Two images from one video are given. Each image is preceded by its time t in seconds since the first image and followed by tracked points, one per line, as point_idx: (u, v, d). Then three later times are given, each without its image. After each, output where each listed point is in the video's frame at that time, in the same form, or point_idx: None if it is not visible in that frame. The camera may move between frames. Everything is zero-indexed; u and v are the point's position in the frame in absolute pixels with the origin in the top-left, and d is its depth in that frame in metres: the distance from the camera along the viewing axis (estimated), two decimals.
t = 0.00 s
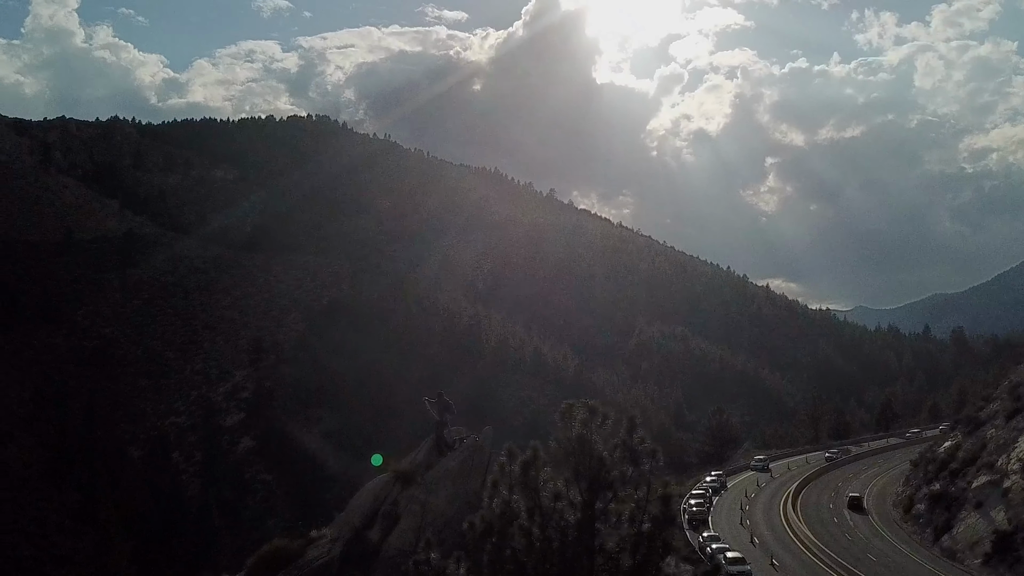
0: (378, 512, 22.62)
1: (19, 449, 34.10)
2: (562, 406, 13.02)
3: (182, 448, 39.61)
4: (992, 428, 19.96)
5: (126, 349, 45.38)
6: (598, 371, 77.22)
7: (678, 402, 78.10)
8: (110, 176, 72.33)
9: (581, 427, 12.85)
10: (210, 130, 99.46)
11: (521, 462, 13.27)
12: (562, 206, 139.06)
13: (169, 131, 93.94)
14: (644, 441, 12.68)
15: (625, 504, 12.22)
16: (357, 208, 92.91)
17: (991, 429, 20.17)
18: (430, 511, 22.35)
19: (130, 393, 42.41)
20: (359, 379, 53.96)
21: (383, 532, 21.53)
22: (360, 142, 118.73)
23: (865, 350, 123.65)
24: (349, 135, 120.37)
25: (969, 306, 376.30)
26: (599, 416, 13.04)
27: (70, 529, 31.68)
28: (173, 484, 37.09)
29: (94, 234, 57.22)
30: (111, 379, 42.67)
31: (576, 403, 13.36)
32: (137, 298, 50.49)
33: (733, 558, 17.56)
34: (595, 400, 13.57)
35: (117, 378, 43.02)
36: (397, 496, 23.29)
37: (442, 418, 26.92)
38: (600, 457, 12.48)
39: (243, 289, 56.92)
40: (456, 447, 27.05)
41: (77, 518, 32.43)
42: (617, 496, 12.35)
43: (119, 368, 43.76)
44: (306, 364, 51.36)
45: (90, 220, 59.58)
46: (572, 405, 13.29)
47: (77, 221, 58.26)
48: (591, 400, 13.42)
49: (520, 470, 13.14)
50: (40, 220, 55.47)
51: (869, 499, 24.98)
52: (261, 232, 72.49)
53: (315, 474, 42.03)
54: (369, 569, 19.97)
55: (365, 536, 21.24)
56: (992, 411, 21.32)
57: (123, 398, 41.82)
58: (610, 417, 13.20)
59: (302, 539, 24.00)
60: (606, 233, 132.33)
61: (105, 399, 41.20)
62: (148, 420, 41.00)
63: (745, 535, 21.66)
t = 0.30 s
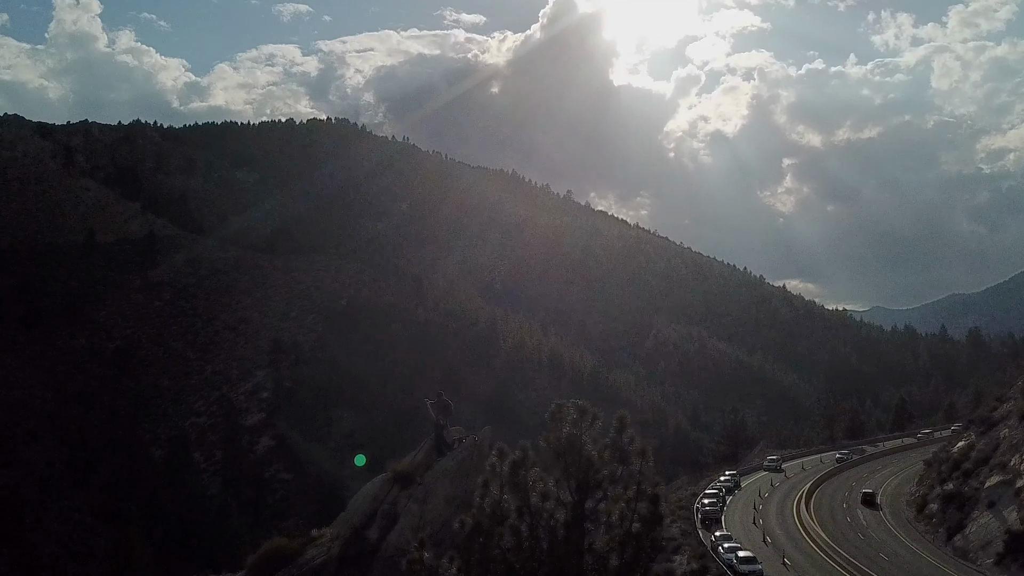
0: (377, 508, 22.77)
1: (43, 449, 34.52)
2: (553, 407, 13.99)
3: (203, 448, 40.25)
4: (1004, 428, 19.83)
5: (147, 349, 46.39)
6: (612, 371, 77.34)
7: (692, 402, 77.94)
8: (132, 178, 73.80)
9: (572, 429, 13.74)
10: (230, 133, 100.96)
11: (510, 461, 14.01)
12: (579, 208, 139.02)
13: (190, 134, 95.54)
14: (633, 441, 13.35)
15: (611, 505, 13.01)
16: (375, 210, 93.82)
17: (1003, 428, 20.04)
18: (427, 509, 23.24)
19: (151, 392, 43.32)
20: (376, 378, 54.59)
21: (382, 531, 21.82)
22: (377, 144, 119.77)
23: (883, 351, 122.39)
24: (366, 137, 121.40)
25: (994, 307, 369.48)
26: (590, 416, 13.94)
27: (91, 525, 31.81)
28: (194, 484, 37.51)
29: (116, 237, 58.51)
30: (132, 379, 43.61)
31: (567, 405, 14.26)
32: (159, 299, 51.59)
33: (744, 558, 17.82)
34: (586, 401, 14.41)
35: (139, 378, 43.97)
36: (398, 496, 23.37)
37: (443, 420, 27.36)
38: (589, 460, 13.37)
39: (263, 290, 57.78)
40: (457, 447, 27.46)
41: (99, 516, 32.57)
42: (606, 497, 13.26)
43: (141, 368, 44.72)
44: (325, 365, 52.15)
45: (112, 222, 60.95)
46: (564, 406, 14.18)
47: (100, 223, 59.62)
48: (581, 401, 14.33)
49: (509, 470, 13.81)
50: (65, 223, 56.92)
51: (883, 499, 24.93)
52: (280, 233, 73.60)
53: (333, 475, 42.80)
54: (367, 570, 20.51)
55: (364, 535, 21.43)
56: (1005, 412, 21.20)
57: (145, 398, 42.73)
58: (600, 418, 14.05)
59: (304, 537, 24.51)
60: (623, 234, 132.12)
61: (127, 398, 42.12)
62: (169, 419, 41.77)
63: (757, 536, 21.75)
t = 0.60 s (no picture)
0: (378, 510, 23.39)
1: (63, 448, 36.00)
2: (548, 407, 15.41)
3: (222, 447, 41.15)
4: (1018, 427, 19.66)
5: (168, 350, 47.44)
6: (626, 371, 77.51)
7: (706, 402, 77.89)
8: (154, 181, 75.40)
9: (566, 428, 15.21)
10: (249, 136, 102.50)
11: (504, 461, 15.26)
12: (595, 208, 139.01)
13: (210, 137, 97.15)
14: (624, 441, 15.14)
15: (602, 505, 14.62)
16: (391, 211, 94.72)
17: (1017, 427, 19.92)
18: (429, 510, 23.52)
19: (172, 394, 44.26)
20: (392, 377, 55.23)
21: (383, 531, 22.23)
22: (394, 145, 120.73)
23: (901, 351, 121.22)
24: (381, 138, 122.28)
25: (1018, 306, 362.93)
26: (583, 418, 15.42)
27: (111, 525, 32.76)
28: (213, 483, 37.93)
29: (137, 240, 59.80)
30: (153, 379, 44.58)
31: (562, 405, 15.75)
32: (179, 299, 52.82)
33: (755, 557, 18.04)
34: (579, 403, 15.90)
35: (160, 379, 44.93)
36: (398, 497, 24.34)
37: (443, 421, 28.24)
38: (582, 461, 14.87)
39: (280, 292, 58.62)
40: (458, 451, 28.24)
41: (120, 516, 33.46)
42: (598, 497, 14.83)
43: (161, 368, 45.75)
44: (344, 365, 52.94)
45: (134, 224, 62.50)
46: (558, 405, 15.72)
47: (121, 227, 60.97)
48: (575, 402, 15.79)
49: (504, 470, 15.08)
50: (89, 226, 58.54)
51: (897, 498, 24.94)
52: (298, 235, 74.76)
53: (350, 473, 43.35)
54: (368, 569, 20.60)
55: (366, 534, 21.73)
56: (1019, 410, 21.06)
57: (164, 398, 43.61)
58: (592, 420, 15.51)
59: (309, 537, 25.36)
60: (639, 235, 131.90)
61: (147, 397, 42.95)
62: (189, 419, 42.69)
63: (772, 535, 21.75)
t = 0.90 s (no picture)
0: (381, 510, 23.93)
1: (88, 446, 37.34)
2: (540, 408, 14.81)
3: (245, 446, 42.09)
4: None
5: (192, 350, 48.35)
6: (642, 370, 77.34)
7: (724, 403, 77.31)
8: (178, 183, 76.77)
9: (558, 429, 14.27)
10: (270, 139, 104.00)
11: (496, 459, 14.44)
12: (612, 209, 138.94)
13: (232, 140, 98.74)
14: (618, 439, 13.94)
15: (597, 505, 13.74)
16: (409, 212, 95.62)
17: None
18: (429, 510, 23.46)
19: (198, 394, 45.11)
20: (411, 377, 55.82)
21: (384, 531, 22.90)
22: (412, 147, 121.73)
23: (922, 351, 119.81)
24: (401, 141, 123.19)
25: None
26: (577, 417, 14.53)
27: (135, 524, 34.27)
28: (236, 483, 39.43)
29: (162, 241, 61.10)
30: (177, 378, 45.39)
31: (559, 404, 14.94)
32: (203, 301, 53.92)
33: (768, 556, 18.06)
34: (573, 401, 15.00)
35: (184, 378, 45.71)
36: (400, 494, 24.65)
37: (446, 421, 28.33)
38: (574, 460, 13.96)
39: (302, 294, 59.54)
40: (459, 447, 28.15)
41: (143, 514, 34.99)
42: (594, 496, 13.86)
43: (186, 368, 46.59)
44: (364, 365, 53.64)
45: (158, 227, 63.89)
46: (552, 405, 14.93)
47: (146, 229, 62.28)
48: (568, 400, 14.89)
49: (495, 469, 14.34)
50: (114, 229, 59.86)
51: (914, 498, 24.89)
52: (317, 236, 75.80)
53: (369, 470, 44.06)
54: (368, 568, 21.54)
55: (367, 534, 22.60)
56: None
57: (189, 397, 44.52)
58: (586, 416, 14.61)
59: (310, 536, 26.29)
60: (657, 236, 131.56)
61: (172, 396, 43.85)
62: (213, 418, 43.54)
63: (784, 535, 21.85)
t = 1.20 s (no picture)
0: (380, 509, 24.95)
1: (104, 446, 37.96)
2: (534, 406, 15.30)
3: (261, 446, 42.42)
4: None
5: (209, 351, 49.44)
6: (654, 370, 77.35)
7: (737, 403, 77.11)
8: (196, 185, 78.06)
9: (553, 429, 14.85)
10: (286, 142, 105.24)
11: (489, 459, 15.06)
12: (625, 210, 138.87)
13: (249, 143, 100.10)
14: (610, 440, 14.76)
15: (587, 503, 14.53)
16: (424, 213, 96.35)
17: None
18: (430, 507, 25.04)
19: (215, 395, 46.02)
20: (425, 376, 56.36)
21: (384, 528, 23.91)
22: (427, 150, 122.60)
23: (939, 353, 118.73)
24: (416, 143, 124.06)
25: None
26: (569, 418, 15.18)
27: (154, 523, 35.32)
28: (255, 486, 39.68)
29: (180, 243, 62.14)
30: (193, 378, 46.45)
31: (550, 404, 15.56)
32: (221, 303, 54.98)
33: (777, 555, 18.35)
34: (565, 402, 15.69)
35: (201, 378, 46.78)
36: (400, 496, 25.85)
37: (445, 423, 29.61)
38: (567, 461, 14.54)
39: (318, 295, 60.25)
40: (459, 446, 30.17)
41: (161, 513, 36.11)
42: (586, 494, 14.58)
43: (203, 369, 47.61)
44: (379, 365, 54.20)
45: (178, 229, 65.15)
46: (545, 404, 15.60)
47: (163, 231, 63.33)
48: (561, 401, 15.57)
49: (487, 468, 14.90)
50: (134, 231, 61.11)
51: (924, 497, 24.89)
52: (332, 237, 76.70)
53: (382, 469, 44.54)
54: (367, 567, 22.27)
55: (367, 532, 23.48)
56: None
57: (206, 399, 45.45)
58: (579, 416, 15.35)
59: (310, 534, 26.69)
60: (671, 237, 131.35)
61: (189, 399, 44.77)
62: (230, 419, 44.37)
63: (795, 535, 21.81)
